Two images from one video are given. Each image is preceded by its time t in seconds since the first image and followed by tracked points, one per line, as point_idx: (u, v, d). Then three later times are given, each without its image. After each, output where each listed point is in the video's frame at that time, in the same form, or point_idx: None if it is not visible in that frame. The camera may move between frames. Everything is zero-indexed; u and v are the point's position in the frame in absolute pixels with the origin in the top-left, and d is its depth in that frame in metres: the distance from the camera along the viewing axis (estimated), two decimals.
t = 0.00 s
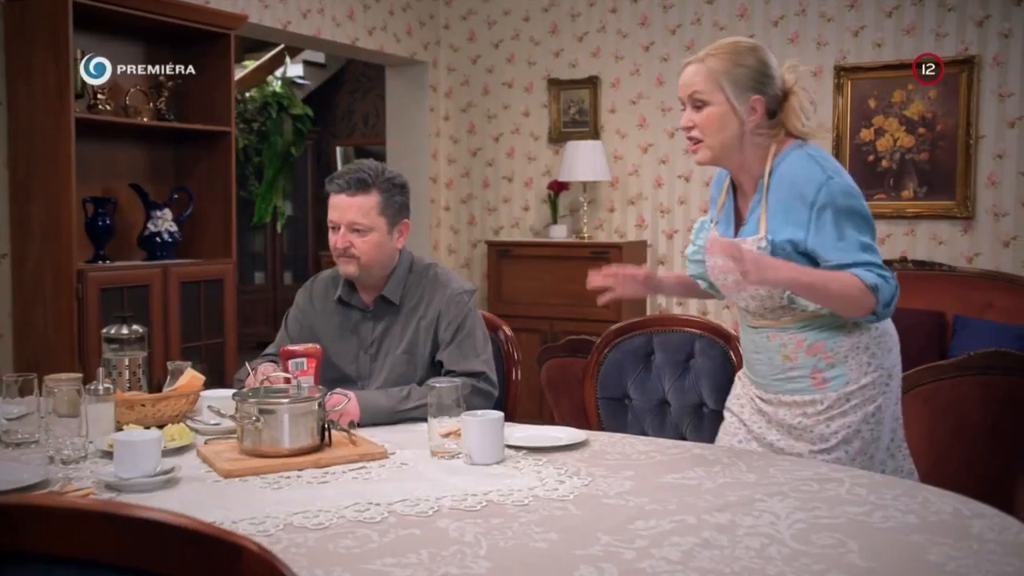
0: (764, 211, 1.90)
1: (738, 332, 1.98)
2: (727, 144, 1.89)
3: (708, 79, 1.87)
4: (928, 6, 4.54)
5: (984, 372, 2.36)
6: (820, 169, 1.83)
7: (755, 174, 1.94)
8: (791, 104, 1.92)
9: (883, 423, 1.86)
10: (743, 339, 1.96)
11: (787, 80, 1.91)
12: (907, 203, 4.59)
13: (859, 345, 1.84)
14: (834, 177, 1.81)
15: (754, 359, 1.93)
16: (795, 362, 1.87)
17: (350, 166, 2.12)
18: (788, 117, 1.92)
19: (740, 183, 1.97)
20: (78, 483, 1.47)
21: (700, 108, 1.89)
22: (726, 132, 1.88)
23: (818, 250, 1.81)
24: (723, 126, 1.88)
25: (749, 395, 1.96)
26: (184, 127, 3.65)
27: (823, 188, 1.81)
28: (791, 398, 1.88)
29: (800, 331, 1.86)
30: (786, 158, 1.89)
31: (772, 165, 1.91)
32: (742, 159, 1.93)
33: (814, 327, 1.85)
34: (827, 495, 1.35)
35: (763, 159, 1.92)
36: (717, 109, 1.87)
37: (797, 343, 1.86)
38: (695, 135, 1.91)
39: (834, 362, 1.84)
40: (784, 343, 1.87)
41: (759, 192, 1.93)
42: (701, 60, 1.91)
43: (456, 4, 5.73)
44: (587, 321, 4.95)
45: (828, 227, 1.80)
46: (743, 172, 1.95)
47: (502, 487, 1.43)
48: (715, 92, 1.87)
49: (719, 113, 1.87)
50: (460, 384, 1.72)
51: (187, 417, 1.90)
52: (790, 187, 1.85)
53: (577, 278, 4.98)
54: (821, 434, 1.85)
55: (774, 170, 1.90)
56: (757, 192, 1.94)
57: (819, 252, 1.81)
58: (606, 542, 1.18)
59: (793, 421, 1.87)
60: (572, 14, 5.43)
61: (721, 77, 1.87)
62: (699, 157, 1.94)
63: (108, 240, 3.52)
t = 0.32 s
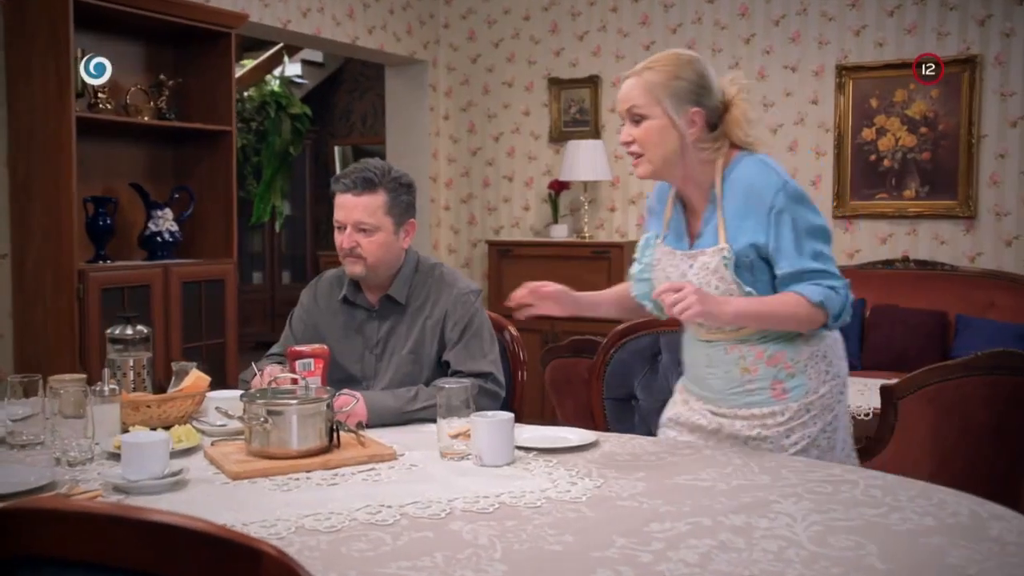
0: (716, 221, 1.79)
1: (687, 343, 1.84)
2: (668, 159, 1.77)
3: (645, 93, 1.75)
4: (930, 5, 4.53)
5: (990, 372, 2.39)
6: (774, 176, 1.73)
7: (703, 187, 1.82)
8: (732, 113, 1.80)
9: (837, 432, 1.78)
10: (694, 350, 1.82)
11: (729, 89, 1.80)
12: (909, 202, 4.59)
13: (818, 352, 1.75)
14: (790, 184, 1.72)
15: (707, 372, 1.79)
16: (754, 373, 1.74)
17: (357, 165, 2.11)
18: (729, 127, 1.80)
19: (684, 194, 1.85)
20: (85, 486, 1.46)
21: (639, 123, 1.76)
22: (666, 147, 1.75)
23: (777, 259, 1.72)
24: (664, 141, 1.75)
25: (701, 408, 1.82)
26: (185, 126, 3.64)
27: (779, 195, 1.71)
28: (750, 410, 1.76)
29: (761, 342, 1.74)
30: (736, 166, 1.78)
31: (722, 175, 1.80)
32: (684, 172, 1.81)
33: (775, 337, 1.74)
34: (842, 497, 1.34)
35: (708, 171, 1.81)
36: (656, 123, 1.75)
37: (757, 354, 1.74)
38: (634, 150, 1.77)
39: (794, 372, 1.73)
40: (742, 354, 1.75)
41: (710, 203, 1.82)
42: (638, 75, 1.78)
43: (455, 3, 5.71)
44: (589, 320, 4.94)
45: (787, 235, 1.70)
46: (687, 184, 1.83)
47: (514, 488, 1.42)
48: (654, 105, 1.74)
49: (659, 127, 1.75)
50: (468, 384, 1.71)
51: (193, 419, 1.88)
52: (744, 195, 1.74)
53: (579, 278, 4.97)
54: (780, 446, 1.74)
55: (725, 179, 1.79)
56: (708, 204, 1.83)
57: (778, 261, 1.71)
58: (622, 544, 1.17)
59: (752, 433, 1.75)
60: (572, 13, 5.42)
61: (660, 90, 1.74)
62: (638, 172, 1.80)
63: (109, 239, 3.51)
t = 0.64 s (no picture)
0: (603, 246, 1.81)
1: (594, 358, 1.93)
2: (554, 185, 1.76)
3: (526, 121, 1.73)
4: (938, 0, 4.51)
5: (1002, 369, 2.31)
6: (654, 197, 1.76)
7: (587, 211, 1.82)
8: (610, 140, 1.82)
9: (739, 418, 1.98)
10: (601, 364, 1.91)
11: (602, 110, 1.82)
12: (916, 198, 4.58)
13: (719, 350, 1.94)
14: (672, 201, 1.75)
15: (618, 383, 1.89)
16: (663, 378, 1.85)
17: (368, 161, 2.09)
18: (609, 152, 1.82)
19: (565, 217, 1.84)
20: (97, 484, 1.44)
21: (522, 152, 1.75)
22: (551, 173, 1.75)
23: (672, 274, 1.77)
24: (548, 168, 1.74)
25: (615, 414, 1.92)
26: (191, 123, 3.62)
27: (664, 215, 1.75)
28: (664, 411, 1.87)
29: (663, 353, 1.84)
30: (615, 189, 1.80)
31: (603, 200, 1.81)
32: (568, 198, 1.80)
33: (674, 345, 1.84)
34: (862, 496, 1.33)
35: (591, 193, 1.81)
36: (540, 151, 1.74)
37: (662, 363, 1.84)
38: (518, 180, 1.76)
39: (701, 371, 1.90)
40: (649, 364, 1.85)
41: (592, 226, 1.83)
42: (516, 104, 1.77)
43: None
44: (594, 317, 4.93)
45: (680, 254, 1.75)
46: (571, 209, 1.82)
47: (530, 487, 1.41)
48: (534, 133, 1.74)
49: (542, 154, 1.74)
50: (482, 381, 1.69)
51: (202, 417, 1.87)
52: (628, 219, 1.77)
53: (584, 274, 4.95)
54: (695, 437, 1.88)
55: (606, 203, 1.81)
56: (591, 228, 1.83)
57: (675, 276, 1.77)
58: (643, 544, 1.16)
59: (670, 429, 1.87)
60: (578, 9, 5.40)
61: (541, 118, 1.73)
62: (525, 201, 1.79)
63: (115, 236, 3.50)
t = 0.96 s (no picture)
0: (587, 271, 1.81)
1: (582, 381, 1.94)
2: (531, 218, 1.74)
3: (493, 156, 1.71)
4: None
5: (1018, 364, 2.26)
6: (630, 218, 1.78)
7: (564, 239, 1.82)
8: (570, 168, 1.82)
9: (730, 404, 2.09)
10: (591, 386, 1.94)
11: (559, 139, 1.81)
12: (925, 192, 4.56)
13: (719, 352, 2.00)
14: (648, 221, 1.79)
15: (612, 402, 1.93)
16: (654, 396, 1.90)
17: (380, 154, 2.08)
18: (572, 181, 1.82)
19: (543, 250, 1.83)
20: (112, 479, 1.43)
21: (495, 189, 1.72)
22: (527, 206, 1.73)
23: (657, 291, 1.80)
24: (524, 200, 1.72)
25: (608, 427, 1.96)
26: (198, 117, 3.61)
27: (643, 234, 1.78)
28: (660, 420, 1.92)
29: (655, 369, 1.88)
30: (589, 214, 1.82)
31: (579, 226, 1.81)
32: (543, 231, 1.79)
33: (664, 361, 1.87)
34: (883, 491, 1.32)
35: (564, 223, 1.81)
36: (513, 184, 1.71)
37: (655, 381, 1.88)
38: (496, 218, 1.73)
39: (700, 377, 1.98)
40: (642, 383, 1.88)
41: (572, 252, 1.82)
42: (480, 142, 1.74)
43: None
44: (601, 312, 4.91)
45: (665, 272, 1.78)
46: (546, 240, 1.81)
47: (547, 482, 1.40)
48: (505, 167, 1.71)
49: (516, 187, 1.72)
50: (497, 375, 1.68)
51: (214, 411, 1.86)
52: (609, 242, 1.79)
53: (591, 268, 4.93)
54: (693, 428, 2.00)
55: (583, 228, 1.81)
56: (569, 254, 1.83)
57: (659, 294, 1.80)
58: (664, 540, 1.15)
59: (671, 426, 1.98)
60: (584, 2, 5.38)
61: (511, 151, 1.71)
62: (503, 238, 1.76)
63: (122, 230, 3.49)
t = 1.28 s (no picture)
0: (626, 304, 1.86)
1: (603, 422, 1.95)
2: (576, 249, 1.79)
3: (543, 190, 1.76)
4: None
5: None
6: (669, 254, 1.86)
7: (602, 276, 1.87)
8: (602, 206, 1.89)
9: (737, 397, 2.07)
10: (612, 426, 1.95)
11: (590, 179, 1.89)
12: (934, 184, 4.54)
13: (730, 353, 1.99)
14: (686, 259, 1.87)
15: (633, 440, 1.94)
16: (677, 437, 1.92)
17: (391, 145, 2.06)
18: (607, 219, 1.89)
19: (580, 286, 1.86)
20: (125, 472, 1.43)
21: (544, 221, 1.76)
22: (574, 237, 1.78)
23: (693, 326, 1.85)
24: (572, 232, 1.77)
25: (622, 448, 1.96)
26: (205, 108, 3.60)
27: (681, 268, 1.86)
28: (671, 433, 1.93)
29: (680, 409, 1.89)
30: (627, 252, 1.89)
31: (617, 263, 1.87)
32: (586, 265, 1.84)
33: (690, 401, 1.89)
34: (901, 484, 1.31)
35: (602, 261, 1.87)
36: (562, 215, 1.77)
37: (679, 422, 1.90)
38: (547, 249, 1.77)
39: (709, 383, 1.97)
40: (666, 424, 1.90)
41: (609, 287, 1.87)
42: (527, 180, 1.79)
43: None
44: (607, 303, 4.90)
45: (704, 306, 1.84)
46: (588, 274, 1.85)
47: (563, 475, 1.39)
48: (553, 201, 1.77)
49: (565, 219, 1.77)
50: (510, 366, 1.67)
51: (225, 404, 1.85)
52: (649, 276, 1.86)
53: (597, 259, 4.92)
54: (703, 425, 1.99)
55: (621, 265, 1.88)
56: (607, 289, 1.87)
57: (695, 328, 1.84)
58: (683, 533, 1.14)
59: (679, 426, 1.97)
60: None
61: (556, 185, 1.78)
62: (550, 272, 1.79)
63: (129, 222, 3.48)
